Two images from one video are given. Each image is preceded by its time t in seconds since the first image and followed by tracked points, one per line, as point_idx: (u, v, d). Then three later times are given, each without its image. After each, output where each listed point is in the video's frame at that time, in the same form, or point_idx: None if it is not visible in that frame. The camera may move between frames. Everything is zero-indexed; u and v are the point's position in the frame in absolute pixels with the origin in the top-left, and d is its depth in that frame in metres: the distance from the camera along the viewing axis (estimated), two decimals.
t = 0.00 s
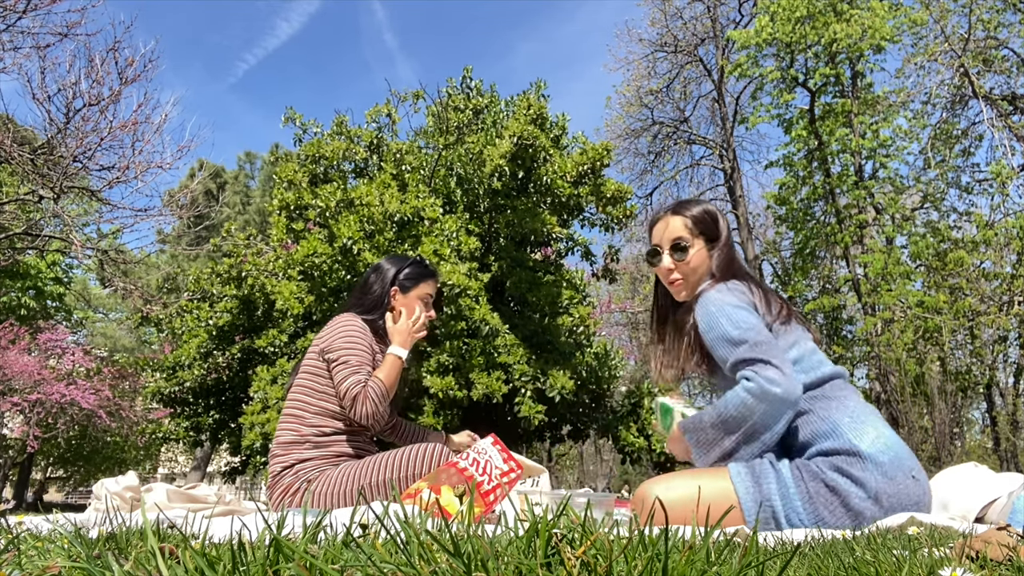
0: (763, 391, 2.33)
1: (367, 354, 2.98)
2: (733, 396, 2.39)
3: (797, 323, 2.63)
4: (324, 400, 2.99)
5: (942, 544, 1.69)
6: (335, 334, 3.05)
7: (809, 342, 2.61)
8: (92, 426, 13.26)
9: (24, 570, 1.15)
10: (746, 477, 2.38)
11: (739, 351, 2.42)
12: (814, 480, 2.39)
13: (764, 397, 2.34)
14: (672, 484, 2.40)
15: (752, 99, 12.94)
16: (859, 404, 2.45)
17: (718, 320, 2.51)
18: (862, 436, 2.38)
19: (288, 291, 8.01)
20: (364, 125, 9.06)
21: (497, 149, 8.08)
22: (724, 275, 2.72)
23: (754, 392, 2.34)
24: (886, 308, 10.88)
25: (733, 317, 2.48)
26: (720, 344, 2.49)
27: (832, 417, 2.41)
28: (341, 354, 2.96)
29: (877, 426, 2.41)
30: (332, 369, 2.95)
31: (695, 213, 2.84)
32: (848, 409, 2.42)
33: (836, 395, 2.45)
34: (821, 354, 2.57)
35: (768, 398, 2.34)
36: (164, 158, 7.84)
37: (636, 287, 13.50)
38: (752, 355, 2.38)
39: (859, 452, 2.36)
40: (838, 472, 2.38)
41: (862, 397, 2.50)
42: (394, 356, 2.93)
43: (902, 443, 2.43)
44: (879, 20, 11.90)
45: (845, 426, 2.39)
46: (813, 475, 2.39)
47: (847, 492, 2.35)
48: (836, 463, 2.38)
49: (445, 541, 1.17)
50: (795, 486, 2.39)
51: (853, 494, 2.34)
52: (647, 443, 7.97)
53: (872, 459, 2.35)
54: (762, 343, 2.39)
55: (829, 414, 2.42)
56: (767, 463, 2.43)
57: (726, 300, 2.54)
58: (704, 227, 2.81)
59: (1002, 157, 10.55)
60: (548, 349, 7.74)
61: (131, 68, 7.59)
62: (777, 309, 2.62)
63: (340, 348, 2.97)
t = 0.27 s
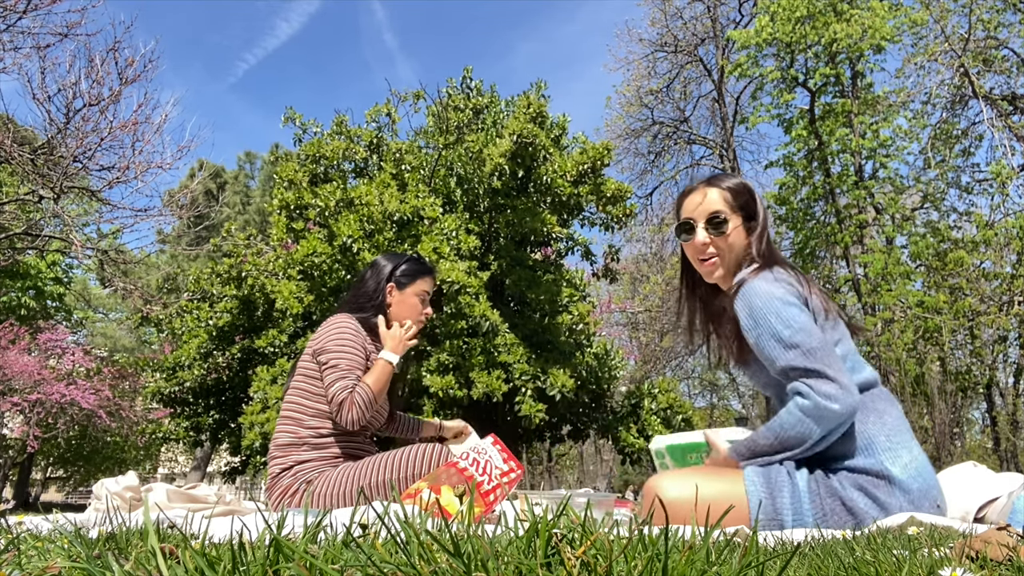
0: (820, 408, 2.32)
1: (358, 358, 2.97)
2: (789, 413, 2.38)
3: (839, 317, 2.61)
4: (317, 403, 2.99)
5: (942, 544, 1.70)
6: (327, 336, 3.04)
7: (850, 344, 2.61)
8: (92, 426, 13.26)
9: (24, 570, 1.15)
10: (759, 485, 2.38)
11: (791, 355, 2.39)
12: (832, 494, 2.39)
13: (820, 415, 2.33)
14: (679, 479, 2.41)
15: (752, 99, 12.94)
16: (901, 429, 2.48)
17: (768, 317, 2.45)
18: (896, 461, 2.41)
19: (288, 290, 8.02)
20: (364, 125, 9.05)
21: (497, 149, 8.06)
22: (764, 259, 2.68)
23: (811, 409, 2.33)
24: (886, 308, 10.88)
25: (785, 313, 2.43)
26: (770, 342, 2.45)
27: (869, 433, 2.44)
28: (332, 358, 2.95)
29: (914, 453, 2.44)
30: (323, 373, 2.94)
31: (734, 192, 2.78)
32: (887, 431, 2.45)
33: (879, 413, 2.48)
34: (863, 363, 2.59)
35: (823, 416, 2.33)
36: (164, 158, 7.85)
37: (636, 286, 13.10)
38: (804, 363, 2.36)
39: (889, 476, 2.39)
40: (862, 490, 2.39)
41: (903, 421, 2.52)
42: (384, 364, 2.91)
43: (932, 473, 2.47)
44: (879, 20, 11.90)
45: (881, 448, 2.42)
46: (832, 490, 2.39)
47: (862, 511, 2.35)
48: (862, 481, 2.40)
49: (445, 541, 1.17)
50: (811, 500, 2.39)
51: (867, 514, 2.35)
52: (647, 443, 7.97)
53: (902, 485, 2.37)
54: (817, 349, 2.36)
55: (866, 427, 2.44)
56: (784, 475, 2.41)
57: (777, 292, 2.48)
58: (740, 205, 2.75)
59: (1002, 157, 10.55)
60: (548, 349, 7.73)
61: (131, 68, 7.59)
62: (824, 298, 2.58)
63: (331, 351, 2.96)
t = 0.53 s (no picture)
0: (821, 438, 2.30)
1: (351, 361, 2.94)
2: (786, 437, 2.36)
3: (841, 323, 2.57)
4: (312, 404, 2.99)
5: (941, 544, 1.70)
6: (324, 336, 3.03)
7: (852, 349, 2.58)
8: (92, 426, 13.26)
9: (24, 570, 1.15)
10: (759, 484, 2.38)
11: (793, 383, 2.36)
12: (832, 498, 2.40)
13: (821, 444, 2.31)
14: (679, 477, 2.41)
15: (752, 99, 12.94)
16: (905, 433, 2.48)
17: (769, 339, 2.42)
18: (900, 467, 2.41)
19: (287, 288, 8.03)
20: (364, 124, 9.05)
21: (497, 148, 8.05)
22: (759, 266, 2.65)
23: (810, 437, 2.32)
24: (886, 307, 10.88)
25: (786, 337, 2.39)
26: (771, 365, 2.41)
27: (873, 439, 2.43)
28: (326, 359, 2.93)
29: (917, 458, 2.44)
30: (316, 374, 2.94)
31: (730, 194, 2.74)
32: (892, 436, 2.45)
33: (884, 418, 2.47)
34: (867, 366, 2.57)
35: (823, 446, 2.31)
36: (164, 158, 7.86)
37: (635, 288, 13.23)
38: (807, 393, 2.33)
39: (893, 482, 2.40)
40: (865, 494, 2.40)
41: (906, 424, 2.53)
42: (377, 369, 2.87)
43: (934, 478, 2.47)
44: (879, 20, 11.90)
45: (886, 454, 2.42)
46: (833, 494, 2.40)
47: (864, 515, 2.36)
48: (867, 486, 2.40)
49: (445, 540, 1.17)
50: (811, 502, 2.38)
51: (868, 518, 2.36)
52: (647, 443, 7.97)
53: (907, 491, 2.38)
54: (820, 377, 2.32)
55: (871, 431, 2.44)
56: (784, 476, 2.40)
57: (778, 311, 2.43)
58: (730, 207, 2.73)
59: (1002, 157, 10.54)
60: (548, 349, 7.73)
61: (131, 68, 7.59)
62: (826, 307, 2.54)
63: (326, 352, 2.94)
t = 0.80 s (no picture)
0: (810, 457, 2.33)
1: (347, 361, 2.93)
2: (775, 452, 2.37)
3: (824, 329, 2.54)
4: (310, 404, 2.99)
5: (941, 544, 1.69)
6: (320, 336, 3.04)
7: (838, 353, 2.56)
8: (92, 426, 13.26)
9: (24, 570, 1.15)
10: (753, 486, 2.37)
11: (780, 405, 2.35)
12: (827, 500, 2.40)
13: (810, 461, 2.34)
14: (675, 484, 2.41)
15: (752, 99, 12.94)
16: (897, 433, 2.48)
17: (751, 361, 2.38)
18: (895, 468, 2.41)
19: (287, 288, 8.02)
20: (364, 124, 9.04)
21: (497, 148, 8.05)
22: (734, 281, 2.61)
23: (799, 455, 2.33)
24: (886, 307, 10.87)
25: (770, 359, 2.36)
26: (756, 388, 2.39)
27: (866, 441, 2.43)
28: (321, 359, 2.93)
29: (911, 457, 2.44)
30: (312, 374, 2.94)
31: (690, 209, 2.71)
32: (884, 437, 2.45)
33: (875, 420, 2.46)
34: (855, 368, 2.55)
35: (812, 464, 2.34)
36: (164, 158, 7.87)
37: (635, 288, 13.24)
38: (796, 414, 2.33)
39: (889, 483, 2.39)
40: (861, 497, 2.39)
41: (897, 423, 2.53)
42: (371, 365, 2.82)
43: (930, 475, 2.48)
44: (879, 20, 11.90)
45: (880, 456, 2.42)
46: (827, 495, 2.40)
47: (860, 517, 2.36)
48: (862, 488, 2.40)
49: (445, 540, 1.17)
50: (806, 505, 2.39)
51: (865, 519, 2.36)
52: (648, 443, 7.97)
53: (902, 491, 2.38)
54: (807, 397, 2.32)
55: (863, 434, 2.43)
56: (778, 479, 2.40)
57: (758, 332, 2.40)
58: (699, 222, 2.71)
59: (1002, 157, 10.54)
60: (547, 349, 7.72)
61: (131, 68, 7.60)
62: (808, 316, 2.50)
63: (322, 352, 2.94)
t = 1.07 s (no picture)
0: (799, 459, 2.31)
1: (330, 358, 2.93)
2: (766, 452, 2.35)
3: (821, 328, 2.52)
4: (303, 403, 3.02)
5: (941, 543, 1.70)
6: (310, 335, 3.06)
7: (836, 354, 2.54)
8: (92, 426, 13.26)
9: (24, 570, 1.15)
10: (752, 487, 2.38)
11: (773, 407, 2.34)
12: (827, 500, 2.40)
13: (798, 463, 2.32)
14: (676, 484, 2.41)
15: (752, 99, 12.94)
16: (897, 434, 2.48)
17: (747, 364, 2.37)
18: (894, 469, 2.41)
19: (286, 289, 8.02)
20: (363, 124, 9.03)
21: (497, 149, 8.05)
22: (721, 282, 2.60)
23: (790, 457, 2.31)
24: (886, 308, 10.90)
25: (764, 362, 2.34)
26: (749, 390, 2.38)
27: (865, 441, 2.43)
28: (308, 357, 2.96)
29: (910, 459, 2.44)
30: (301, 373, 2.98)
31: (675, 212, 2.72)
32: (883, 438, 2.45)
33: (875, 421, 2.46)
34: (855, 370, 2.54)
35: (800, 467, 2.33)
36: (164, 158, 7.88)
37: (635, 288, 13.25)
38: (788, 417, 2.31)
39: (888, 484, 2.39)
40: (860, 497, 2.39)
41: (898, 426, 2.53)
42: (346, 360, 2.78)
43: (929, 475, 2.48)
44: (879, 20, 11.91)
45: (878, 456, 2.42)
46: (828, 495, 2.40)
47: (859, 516, 2.36)
48: (861, 488, 2.40)
49: (445, 540, 1.17)
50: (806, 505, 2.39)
51: (864, 519, 2.35)
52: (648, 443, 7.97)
53: (902, 491, 2.38)
54: (800, 401, 2.31)
55: (861, 434, 2.44)
56: (777, 481, 2.40)
57: (752, 334, 2.39)
58: (693, 222, 2.69)
59: (1002, 157, 10.55)
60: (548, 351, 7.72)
61: (131, 68, 7.60)
62: (802, 316, 2.48)
63: (309, 350, 2.97)
